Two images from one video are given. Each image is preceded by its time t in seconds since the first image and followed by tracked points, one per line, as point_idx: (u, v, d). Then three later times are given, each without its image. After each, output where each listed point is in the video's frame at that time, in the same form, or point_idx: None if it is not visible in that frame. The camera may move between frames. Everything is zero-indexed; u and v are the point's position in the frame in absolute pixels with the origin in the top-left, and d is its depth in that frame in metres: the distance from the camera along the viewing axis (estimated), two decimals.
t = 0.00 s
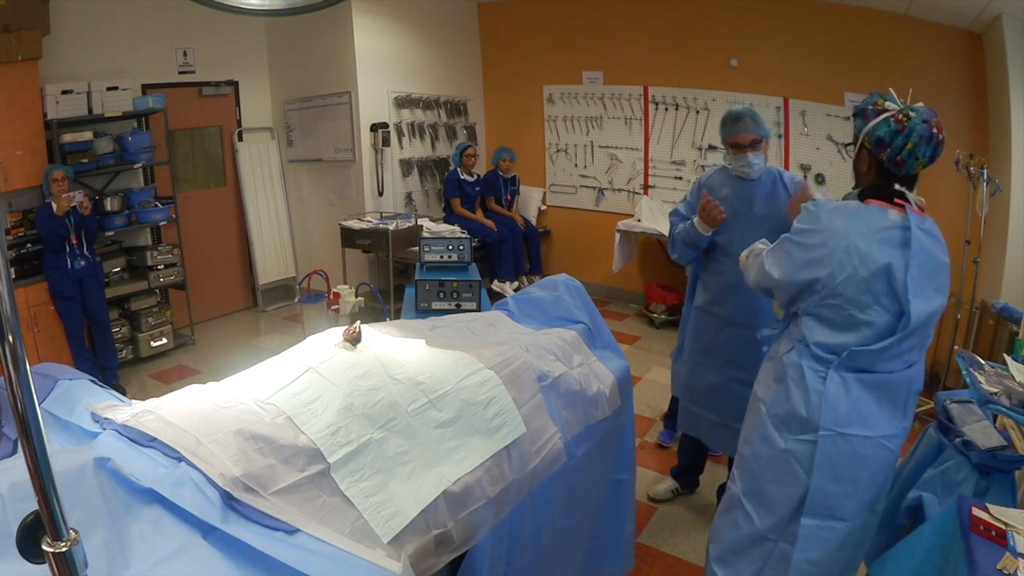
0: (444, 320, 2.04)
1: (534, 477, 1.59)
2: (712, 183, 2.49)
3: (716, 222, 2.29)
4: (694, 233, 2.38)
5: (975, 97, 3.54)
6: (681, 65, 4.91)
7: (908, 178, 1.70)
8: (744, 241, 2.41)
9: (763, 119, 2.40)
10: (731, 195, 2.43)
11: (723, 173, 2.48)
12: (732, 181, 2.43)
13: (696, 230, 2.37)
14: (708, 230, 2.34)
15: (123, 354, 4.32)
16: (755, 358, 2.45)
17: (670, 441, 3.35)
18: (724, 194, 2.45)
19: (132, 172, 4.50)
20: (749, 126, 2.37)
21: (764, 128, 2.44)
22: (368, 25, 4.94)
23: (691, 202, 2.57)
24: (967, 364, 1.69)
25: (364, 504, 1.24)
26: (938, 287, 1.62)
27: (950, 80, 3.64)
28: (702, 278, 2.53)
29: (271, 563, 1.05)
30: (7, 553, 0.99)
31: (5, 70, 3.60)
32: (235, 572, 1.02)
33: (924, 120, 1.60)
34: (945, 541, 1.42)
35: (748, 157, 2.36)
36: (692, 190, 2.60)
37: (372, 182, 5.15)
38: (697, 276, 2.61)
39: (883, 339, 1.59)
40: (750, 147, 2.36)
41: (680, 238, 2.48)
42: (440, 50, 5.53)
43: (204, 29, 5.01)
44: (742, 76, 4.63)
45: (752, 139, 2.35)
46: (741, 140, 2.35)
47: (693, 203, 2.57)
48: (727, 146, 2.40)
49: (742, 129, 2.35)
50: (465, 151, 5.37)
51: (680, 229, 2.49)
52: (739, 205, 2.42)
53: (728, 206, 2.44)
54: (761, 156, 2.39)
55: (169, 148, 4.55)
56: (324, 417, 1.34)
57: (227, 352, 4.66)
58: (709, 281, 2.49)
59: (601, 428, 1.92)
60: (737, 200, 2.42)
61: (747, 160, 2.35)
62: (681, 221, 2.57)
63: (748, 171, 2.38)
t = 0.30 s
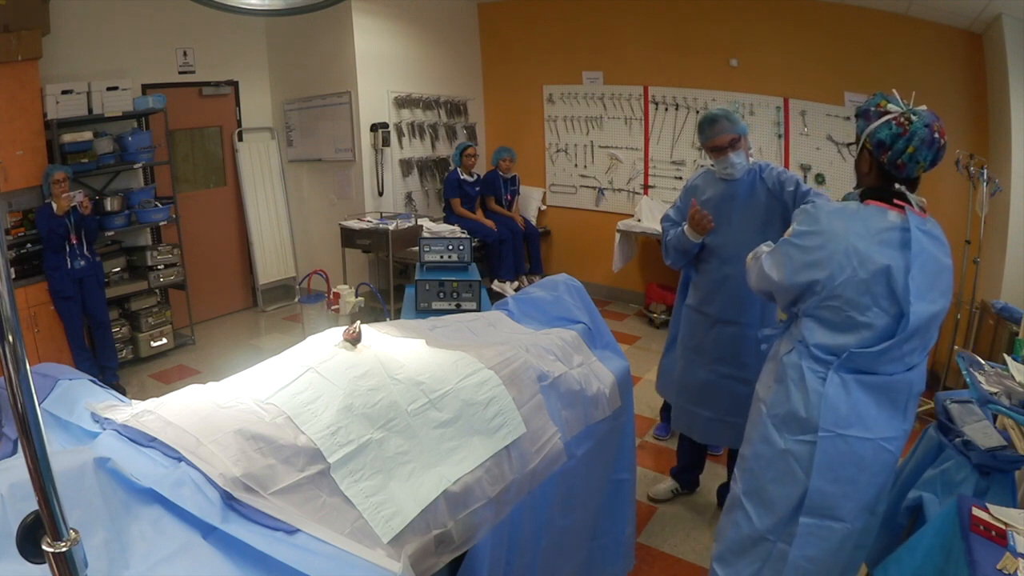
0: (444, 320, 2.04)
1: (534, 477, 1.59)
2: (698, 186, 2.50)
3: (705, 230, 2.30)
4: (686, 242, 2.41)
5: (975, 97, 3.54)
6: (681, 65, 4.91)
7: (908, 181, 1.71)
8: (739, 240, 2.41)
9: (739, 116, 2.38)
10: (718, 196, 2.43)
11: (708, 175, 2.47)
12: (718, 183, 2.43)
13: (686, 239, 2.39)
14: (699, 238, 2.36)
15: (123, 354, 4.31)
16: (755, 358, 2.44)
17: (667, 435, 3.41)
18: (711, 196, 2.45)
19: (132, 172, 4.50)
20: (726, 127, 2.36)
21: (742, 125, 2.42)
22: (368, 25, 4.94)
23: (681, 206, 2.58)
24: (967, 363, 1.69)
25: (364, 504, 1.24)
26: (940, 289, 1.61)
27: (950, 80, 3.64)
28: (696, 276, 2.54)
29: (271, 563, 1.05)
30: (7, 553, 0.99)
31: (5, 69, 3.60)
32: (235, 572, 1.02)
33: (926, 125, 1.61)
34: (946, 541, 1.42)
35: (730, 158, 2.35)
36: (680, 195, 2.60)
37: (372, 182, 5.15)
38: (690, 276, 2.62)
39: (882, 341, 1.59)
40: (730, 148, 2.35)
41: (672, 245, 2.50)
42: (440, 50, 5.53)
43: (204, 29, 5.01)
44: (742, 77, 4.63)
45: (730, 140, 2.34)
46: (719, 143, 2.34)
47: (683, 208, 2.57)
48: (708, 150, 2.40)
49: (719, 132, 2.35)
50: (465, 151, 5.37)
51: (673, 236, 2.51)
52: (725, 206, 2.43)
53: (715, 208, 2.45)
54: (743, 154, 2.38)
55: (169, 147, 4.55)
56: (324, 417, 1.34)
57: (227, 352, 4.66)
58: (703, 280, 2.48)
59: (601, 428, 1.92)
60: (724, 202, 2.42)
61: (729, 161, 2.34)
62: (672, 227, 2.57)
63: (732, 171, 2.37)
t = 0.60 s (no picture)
0: (444, 320, 2.04)
1: (534, 477, 1.59)
2: (693, 193, 2.51)
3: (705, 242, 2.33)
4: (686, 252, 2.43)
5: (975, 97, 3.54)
6: (681, 65, 4.91)
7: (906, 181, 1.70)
8: (739, 240, 2.40)
9: (723, 120, 2.35)
10: (711, 201, 2.43)
11: (701, 181, 2.48)
12: (711, 189, 2.44)
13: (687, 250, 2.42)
14: (699, 249, 2.39)
15: (122, 354, 4.31)
16: (755, 358, 2.44)
17: (668, 435, 3.41)
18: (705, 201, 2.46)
19: (132, 172, 4.50)
20: (712, 134, 2.33)
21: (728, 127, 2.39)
22: (368, 25, 4.94)
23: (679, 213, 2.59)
24: (967, 364, 1.69)
25: (364, 504, 1.24)
26: (940, 292, 1.60)
27: (950, 80, 3.64)
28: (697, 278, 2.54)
29: (271, 563, 1.05)
30: (7, 553, 0.99)
31: (5, 70, 3.60)
32: (235, 572, 1.02)
33: (921, 122, 1.61)
34: (946, 542, 1.41)
35: (719, 165, 2.34)
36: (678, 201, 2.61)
37: (372, 182, 5.16)
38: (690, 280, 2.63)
39: (880, 342, 1.59)
40: (718, 155, 2.33)
41: (672, 255, 2.52)
42: (440, 50, 5.53)
43: (204, 29, 5.01)
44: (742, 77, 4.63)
45: (718, 147, 2.32)
46: (707, 151, 2.33)
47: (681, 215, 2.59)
48: (697, 158, 2.38)
49: (706, 140, 2.33)
50: (465, 151, 5.37)
51: (672, 245, 2.53)
52: (720, 210, 2.43)
53: (710, 214, 2.45)
54: (733, 158, 2.36)
55: (169, 147, 4.56)
56: (324, 417, 1.34)
57: (227, 352, 4.66)
58: (702, 281, 2.49)
59: (601, 428, 1.92)
60: (718, 206, 2.43)
61: (719, 168, 2.33)
62: (672, 234, 2.60)
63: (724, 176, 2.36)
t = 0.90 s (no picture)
0: (444, 320, 2.04)
1: (534, 477, 1.59)
2: (694, 196, 2.51)
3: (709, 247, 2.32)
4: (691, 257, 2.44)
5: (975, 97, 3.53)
6: (681, 65, 4.91)
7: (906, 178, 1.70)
8: (740, 240, 2.40)
9: (715, 124, 2.32)
10: (712, 203, 2.44)
11: (702, 185, 2.47)
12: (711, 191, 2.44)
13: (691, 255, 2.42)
14: (704, 254, 2.38)
15: (122, 354, 4.31)
16: (755, 358, 2.44)
17: (668, 435, 3.40)
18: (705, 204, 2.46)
19: (132, 172, 4.50)
20: (706, 140, 2.31)
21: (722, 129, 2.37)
22: (368, 25, 4.94)
23: (683, 217, 2.59)
24: (967, 364, 1.69)
25: (364, 504, 1.24)
26: (941, 292, 1.60)
27: (950, 80, 3.64)
28: (700, 278, 2.54)
29: (271, 563, 1.05)
30: (7, 553, 0.99)
31: (5, 70, 3.60)
32: (235, 572, 1.02)
33: (918, 118, 1.61)
34: (946, 542, 1.41)
35: (715, 171, 2.32)
36: (681, 204, 2.61)
37: (372, 182, 5.16)
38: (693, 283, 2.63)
39: (880, 342, 1.58)
40: (714, 161, 2.31)
41: (677, 260, 2.53)
42: (440, 50, 5.53)
43: (204, 29, 5.01)
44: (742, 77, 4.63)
45: (712, 154, 2.31)
46: (702, 159, 2.32)
47: (685, 218, 2.59)
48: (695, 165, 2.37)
49: (699, 148, 2.31)
50: (465, 151, 5.37)
51: (677, 250, 2.53)
52: (721, 212, 2.44)
53: (711, 216, 2.46)
54: (730, 162, 2.34)
55: (169, 147, 4.56)
56: (324, 417, 1.34)
57: (228, 352, 4.66)
58: (703, 284, 2.49)
59: (601, 429, 1.92)
60: (719, 208, 2.43)
61: (716, 174, 2.32)
62: (677, 238, 2.60)
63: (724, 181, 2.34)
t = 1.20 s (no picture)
0: (444, 320, 2.04)
1: (534, 477, 1.59)
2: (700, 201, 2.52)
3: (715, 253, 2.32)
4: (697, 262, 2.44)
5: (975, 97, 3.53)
6: (681, 65, 4.91)
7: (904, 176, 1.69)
8: (748, 242, 2.40)
9: (712, 132, 2.33)
10: (716, 207, 2.44)
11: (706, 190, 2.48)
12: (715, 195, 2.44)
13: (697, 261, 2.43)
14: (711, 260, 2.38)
15: (122, 354, 4.31)
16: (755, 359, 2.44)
17: (670, 434, 3.40)
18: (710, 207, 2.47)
19: (132, 172, 4.50)
20: (704, 150, 2.32)
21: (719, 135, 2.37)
22: (368, 25, 4.94)
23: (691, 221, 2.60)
24: (967, 364, 1.69)
25: (364, 504, 1.24)
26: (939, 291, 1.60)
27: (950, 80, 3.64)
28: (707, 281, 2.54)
29: (272, 563, 1.05)
30: (7, 553, 0.99)
31: (5, 69, 3.60)
32: (235, 572, 1.02)
33: (916, 117, 1.60)
34: (945, 542, 1.41)
35: (716, 180, 2.32)
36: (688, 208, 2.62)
37: (372, 182, 5.16)
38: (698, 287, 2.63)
39: (878, 341, 1.58)
40: (714, 170, 2.32)
41: (685, 264, 2.54)
42: (440, 50, 5.53)
43: (204, 29, 5.01)
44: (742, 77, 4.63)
45: (711, 163, 2.31)
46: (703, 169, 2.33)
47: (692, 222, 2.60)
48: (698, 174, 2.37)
49: (698, 158, 2.32)
50: (465, 151, 5.37)
51: (685, 253, 2.53)
52: (725, 216, 2.44)
53: (716, 220, 2.46)
54: (731, 168, 2.33)
55: (169, 147, 4.56)
56: (324, 417, 1.34)
57: (227, 352, 4.66)
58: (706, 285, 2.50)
59: (601, 429, 1.92)
60: (724, 212, 2.44)
61: (718, 182, 2.32)
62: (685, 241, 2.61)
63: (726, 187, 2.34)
